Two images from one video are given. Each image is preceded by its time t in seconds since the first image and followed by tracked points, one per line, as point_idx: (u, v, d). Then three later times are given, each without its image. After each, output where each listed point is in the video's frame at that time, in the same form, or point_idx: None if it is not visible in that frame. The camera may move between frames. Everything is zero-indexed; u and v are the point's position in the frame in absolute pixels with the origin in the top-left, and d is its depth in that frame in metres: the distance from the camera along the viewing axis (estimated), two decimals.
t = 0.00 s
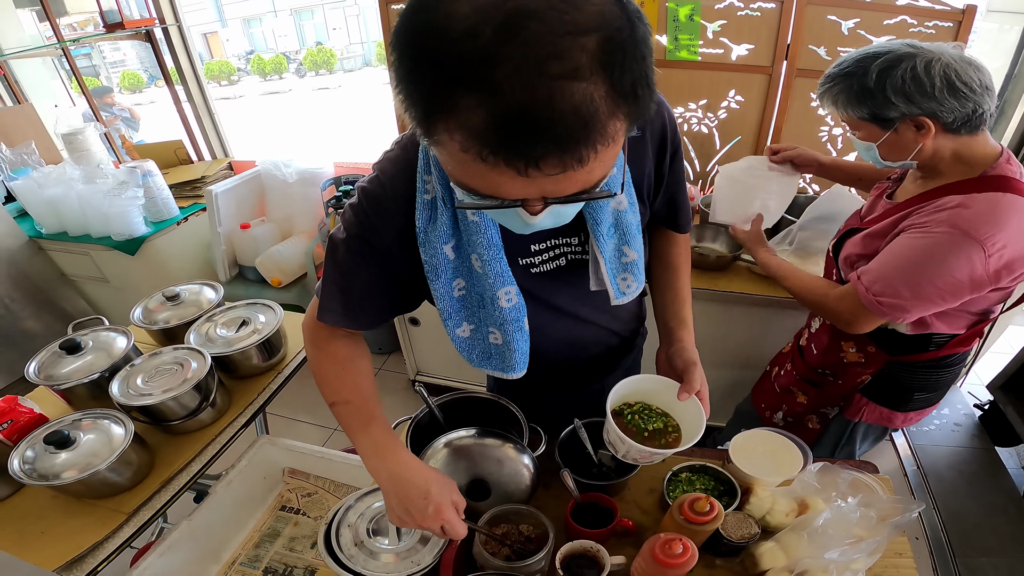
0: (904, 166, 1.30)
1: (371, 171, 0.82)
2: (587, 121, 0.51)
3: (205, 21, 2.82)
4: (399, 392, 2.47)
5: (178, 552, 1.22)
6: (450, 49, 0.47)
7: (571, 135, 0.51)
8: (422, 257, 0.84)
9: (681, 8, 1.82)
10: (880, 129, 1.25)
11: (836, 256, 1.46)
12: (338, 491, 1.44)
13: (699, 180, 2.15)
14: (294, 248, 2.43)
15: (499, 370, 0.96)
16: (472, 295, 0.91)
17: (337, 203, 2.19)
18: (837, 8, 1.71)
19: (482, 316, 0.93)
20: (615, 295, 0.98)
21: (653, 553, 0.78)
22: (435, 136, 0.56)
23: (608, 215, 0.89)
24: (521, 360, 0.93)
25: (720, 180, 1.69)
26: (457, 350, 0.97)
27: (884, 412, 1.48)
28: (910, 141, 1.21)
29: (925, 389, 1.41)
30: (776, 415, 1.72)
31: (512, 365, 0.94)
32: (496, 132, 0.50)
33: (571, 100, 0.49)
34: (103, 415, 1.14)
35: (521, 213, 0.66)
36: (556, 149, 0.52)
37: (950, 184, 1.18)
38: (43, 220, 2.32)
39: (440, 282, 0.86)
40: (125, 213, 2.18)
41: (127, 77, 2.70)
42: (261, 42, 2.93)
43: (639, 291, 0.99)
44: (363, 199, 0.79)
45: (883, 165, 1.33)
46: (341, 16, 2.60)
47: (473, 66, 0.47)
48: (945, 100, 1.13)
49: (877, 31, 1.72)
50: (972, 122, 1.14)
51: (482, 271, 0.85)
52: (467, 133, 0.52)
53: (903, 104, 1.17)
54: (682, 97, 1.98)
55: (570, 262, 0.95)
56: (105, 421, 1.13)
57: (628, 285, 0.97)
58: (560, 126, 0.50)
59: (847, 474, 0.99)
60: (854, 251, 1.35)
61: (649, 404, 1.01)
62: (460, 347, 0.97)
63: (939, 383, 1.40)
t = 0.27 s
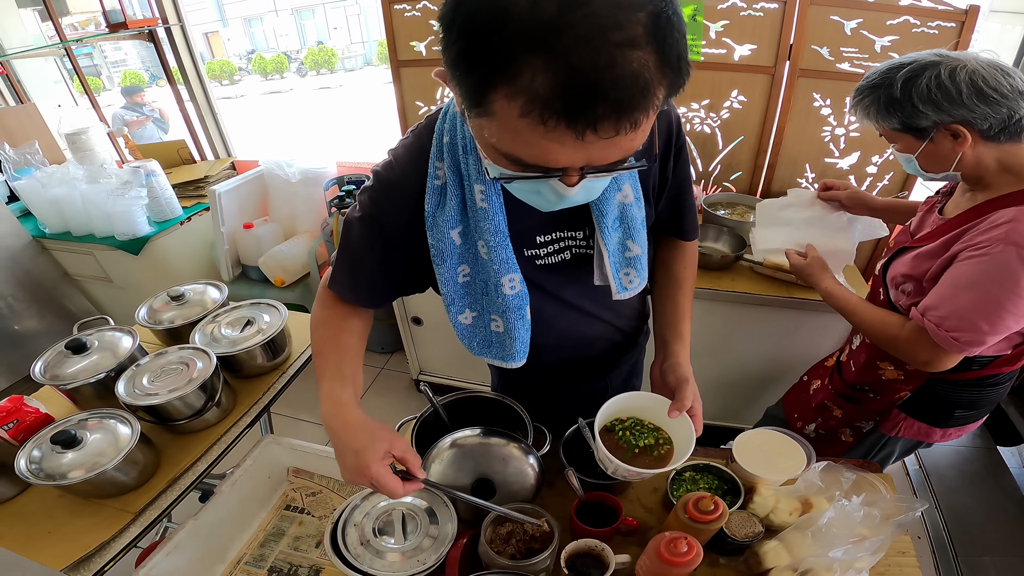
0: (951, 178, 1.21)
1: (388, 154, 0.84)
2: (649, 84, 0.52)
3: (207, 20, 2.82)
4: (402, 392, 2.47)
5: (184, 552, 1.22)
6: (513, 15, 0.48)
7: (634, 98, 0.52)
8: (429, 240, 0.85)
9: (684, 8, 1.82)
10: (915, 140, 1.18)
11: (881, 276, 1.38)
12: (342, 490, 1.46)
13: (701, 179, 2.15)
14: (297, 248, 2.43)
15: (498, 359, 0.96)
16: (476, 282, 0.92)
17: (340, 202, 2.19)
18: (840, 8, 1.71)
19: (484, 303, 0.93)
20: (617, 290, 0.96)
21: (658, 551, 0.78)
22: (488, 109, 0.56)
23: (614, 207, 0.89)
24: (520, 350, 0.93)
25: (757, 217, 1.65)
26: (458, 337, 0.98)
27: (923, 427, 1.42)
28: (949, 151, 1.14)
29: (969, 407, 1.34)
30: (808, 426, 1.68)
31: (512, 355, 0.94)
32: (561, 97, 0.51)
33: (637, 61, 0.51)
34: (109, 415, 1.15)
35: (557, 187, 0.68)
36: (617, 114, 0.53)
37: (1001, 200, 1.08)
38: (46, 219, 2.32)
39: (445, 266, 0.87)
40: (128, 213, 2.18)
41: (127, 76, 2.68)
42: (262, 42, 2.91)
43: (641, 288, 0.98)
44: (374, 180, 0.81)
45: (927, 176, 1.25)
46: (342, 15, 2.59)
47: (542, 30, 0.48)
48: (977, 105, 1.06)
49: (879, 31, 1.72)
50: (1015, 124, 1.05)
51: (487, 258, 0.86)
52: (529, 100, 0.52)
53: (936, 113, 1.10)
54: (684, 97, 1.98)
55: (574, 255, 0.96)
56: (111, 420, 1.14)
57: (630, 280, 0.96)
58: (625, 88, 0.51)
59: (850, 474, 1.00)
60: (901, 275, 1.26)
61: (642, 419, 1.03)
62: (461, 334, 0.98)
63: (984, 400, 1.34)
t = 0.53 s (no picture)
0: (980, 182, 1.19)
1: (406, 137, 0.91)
2: (685, 50, 0.57)
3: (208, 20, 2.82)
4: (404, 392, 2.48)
5: (187, 553, 1.22)
6: None
7: (671, 65, 0.56)
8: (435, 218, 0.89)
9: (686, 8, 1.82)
10: (945, 142, 1.18)
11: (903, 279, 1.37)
12: (345, 491, 1.46)
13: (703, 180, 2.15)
14: (299, 248, 2.42)
15: (494, 343, 0.96)
16: (477, 264, 0.93)
17: (342, 203, 2.19)
18: (843, 9, 1.71)
19: (484, 287, 0.94)
20: (612, 285, 0.95)
21: (660, 552, 0.78)
22: (529, 81, 0.60)
23: (615, 200, 0.89)
24: (516, 335, 0.93)
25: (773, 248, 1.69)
26: (458, 318, 0.99)
27: (933, 431, 1.41)
28: (981, 153, 1.14)
29: (981, 411, 1.33)
30: (828, 433, 1.69)
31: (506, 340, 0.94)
32: (602, 65, 0.55)
33: (675, 29, 0.55)
34: (113, 415, 1.15)
35: (581, 158, 0.73)
36: (653, 80, 0.57)
37: None
38: (49, 219, 2.32)
39: (447, 244, 0.90)
40: (131, 213, 2.18)
41: (128, 76, 2.72)
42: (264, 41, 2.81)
43: (638, 285, 0.96)
44: (391, 160, 0.89)
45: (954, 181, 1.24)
46: (343, 15, 2.59)
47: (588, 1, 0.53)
48: (1010, 104, 1.06)
49: (882, 31, 1.72)
50: None
51: (488, 239, 0.88)
52: (573, 68, 0.56)
53: (969, 115, 1.10)
54: (687, 98, 1.98)
55: (575, 249, 0.96)
56: (115, 421, 1.14)
57: (627, 276, 0.95)
58: (664, 53, 0.55)
59: (851, 474, 1.00)
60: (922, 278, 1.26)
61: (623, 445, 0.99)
62: (461, 315, 0.99)
63: (996, 405, 1.33)
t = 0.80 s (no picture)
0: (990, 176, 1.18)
1: (417, 125, 0.91)
2: (699, 35, 0.59)
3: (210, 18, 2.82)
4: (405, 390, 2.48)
5: (188, 553, 1.22)
6: None
7: (686, 47, 0.58)
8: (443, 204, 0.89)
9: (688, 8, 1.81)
10: (959, 136, 1.16)
11: (909, 276, 1.36)
12: (346, 490, 1.47)
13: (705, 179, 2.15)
14: (300, 247, 2.43)
15: (496, 331, 0.96)
16: (484, 252, 0.92)
17: (343, 201, 2.20)
18: (846, 8, 1.70)
19: (490, 274, 0.94)
20: (618, 277, 0.95)
21: (660, 553, 0.78)
22: (549, 60, 0.61)
23: (622, 192, 0.89)
24: (520, 323, 0.93)
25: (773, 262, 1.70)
26: (462, 305, 0.98)
27: (931, 428, 1.40)
28: (994, 147, 1.12)
29: (979, 408, 1.32)
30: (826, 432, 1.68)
31: (510, 328, 0.93)
32: (621, 41, 0.57)
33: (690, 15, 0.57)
34: (114, 415, 1.15)
35: (592, 140, 0.73)
36: (669, 62, 0.59)
37: None
38: (51, 218, 2.33)
39: (454, 230, 0.89)
40: (132, 212, 2.18)
41: (129, 75, 2.75)
42: (264, 39, 2.83)
43: (644, 278, 0.97)
44: (402, 146, 0.89)
45: (964, 176, 1.23)
46: (345, 13, 2.58)
47: None
48: None
49: (885, 31, 1.71)
50: None
51: (495, 227, 0.87)
52: (593, 47, 0.57)
53: (986, 109, 1.09)
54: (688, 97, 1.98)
55: (579, 242, 0.95)
56: (116, 421, 1.14)
57: (632, 269, 0.95)
58: (680, 35, 0.57)
59: (852, 476, 1.00)
60: (928, 271, 1.25)
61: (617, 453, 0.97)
62: (466, 303, 0.98)
63: (994, 403, 1.33)
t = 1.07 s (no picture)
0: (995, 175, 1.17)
1: (427, 122, 0.91)
2: (735, 30, 0.59)
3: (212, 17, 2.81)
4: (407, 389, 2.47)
5: (192, 551, 1.22)
6: None
7: (723, 42, 0.58)
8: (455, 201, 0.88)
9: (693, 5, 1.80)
10: (968, 134, 1.15)
11: (912, 278, 1.35)
12: (349, 489, 1.47)
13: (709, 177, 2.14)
14: (304, 245, 2.43)
15: (508, 328, 0.96)
16: (496, 249, 0.92)
17: (346, 199, 2.19)
18: (851, 7, 1.69)
19: (501, 271, 0.93)
20: (633, 273, 0.95)
21: (666, 552, 0.78)
22: (584, 54, 0.61)
23: (638, 187, 0.89)
24: (532, 320, 0.93)
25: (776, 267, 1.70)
26: (473, 302, 0.98)
27: (933, 428, 1.39)
28: (1003, 146, 1.12)
29: (979, 407, 1.32)
30: (823, 431, 1.66)
31: (523, 325, 0.94)
32: (661, 35, 0.57)
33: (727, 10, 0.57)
34: (118, 413, 1.15)
35: (620, 134, 0.73)
36: (706, 57, 0.59)
37: None
38: (55, 216, 2.33)
39: (467, 227, 0.89)
40: (135, 210, 2.18)
41: (133, 73, 2.74)
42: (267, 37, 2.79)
43: (656, 273, 0.97)
44: (412, 143, 0.88)
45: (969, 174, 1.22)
46: (347, 11, 2.58)
47: None
48: None
49: (891, 29, 1.70)
50: None
51: (509, 223, 0.87)
52: (633, 42, 0.57)
53: (999, 107, 1.07)
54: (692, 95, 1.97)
55: (589, 239, 0.96)
56: (120, 420, 1.14)
57: (646, 263, 0.95)
58: (717, 31, 0.57)
59: (858, 475, 1.00)
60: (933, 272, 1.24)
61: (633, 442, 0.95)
62: (476, 300, 0.98)
63: (993, 401, 1.32)
